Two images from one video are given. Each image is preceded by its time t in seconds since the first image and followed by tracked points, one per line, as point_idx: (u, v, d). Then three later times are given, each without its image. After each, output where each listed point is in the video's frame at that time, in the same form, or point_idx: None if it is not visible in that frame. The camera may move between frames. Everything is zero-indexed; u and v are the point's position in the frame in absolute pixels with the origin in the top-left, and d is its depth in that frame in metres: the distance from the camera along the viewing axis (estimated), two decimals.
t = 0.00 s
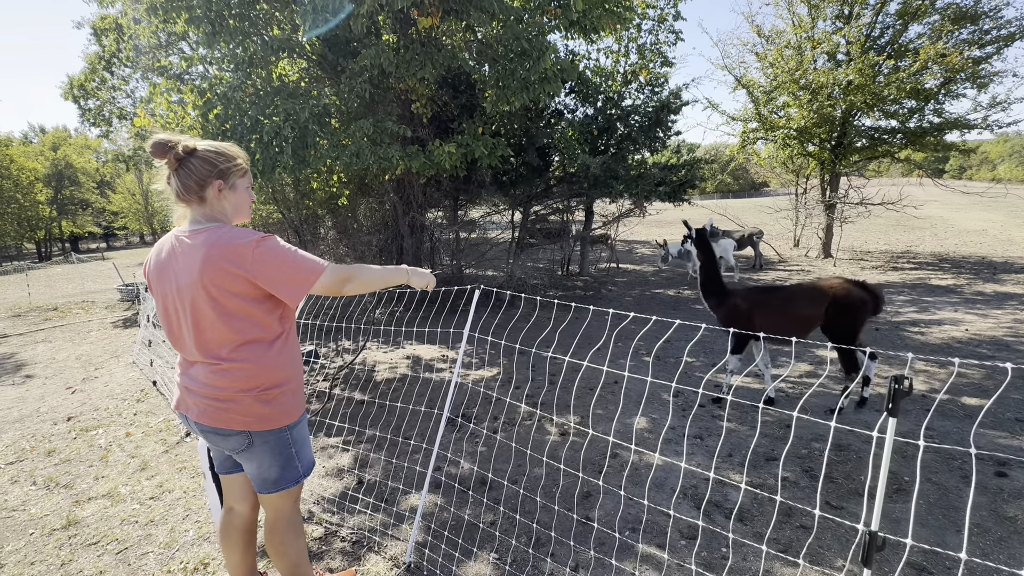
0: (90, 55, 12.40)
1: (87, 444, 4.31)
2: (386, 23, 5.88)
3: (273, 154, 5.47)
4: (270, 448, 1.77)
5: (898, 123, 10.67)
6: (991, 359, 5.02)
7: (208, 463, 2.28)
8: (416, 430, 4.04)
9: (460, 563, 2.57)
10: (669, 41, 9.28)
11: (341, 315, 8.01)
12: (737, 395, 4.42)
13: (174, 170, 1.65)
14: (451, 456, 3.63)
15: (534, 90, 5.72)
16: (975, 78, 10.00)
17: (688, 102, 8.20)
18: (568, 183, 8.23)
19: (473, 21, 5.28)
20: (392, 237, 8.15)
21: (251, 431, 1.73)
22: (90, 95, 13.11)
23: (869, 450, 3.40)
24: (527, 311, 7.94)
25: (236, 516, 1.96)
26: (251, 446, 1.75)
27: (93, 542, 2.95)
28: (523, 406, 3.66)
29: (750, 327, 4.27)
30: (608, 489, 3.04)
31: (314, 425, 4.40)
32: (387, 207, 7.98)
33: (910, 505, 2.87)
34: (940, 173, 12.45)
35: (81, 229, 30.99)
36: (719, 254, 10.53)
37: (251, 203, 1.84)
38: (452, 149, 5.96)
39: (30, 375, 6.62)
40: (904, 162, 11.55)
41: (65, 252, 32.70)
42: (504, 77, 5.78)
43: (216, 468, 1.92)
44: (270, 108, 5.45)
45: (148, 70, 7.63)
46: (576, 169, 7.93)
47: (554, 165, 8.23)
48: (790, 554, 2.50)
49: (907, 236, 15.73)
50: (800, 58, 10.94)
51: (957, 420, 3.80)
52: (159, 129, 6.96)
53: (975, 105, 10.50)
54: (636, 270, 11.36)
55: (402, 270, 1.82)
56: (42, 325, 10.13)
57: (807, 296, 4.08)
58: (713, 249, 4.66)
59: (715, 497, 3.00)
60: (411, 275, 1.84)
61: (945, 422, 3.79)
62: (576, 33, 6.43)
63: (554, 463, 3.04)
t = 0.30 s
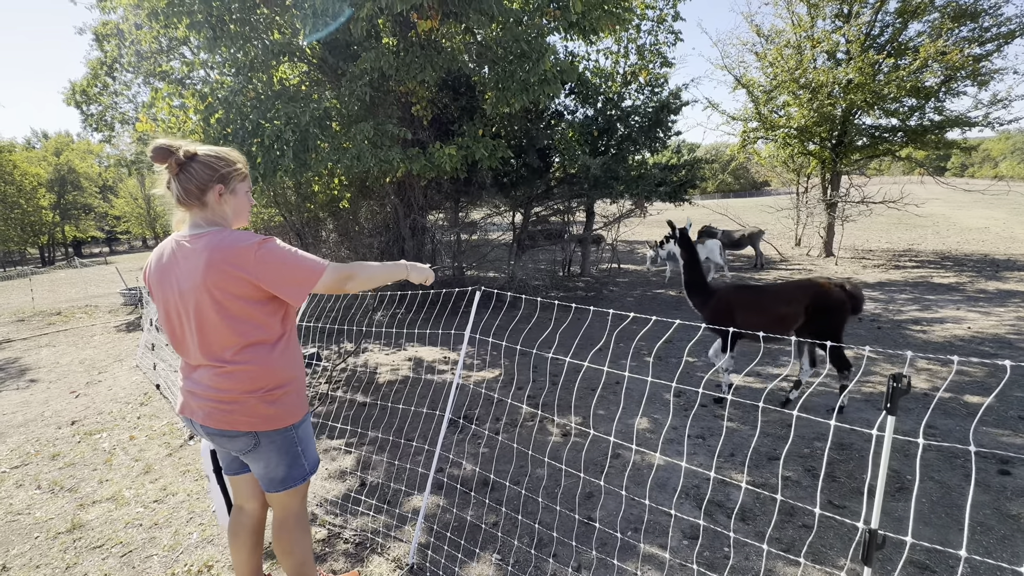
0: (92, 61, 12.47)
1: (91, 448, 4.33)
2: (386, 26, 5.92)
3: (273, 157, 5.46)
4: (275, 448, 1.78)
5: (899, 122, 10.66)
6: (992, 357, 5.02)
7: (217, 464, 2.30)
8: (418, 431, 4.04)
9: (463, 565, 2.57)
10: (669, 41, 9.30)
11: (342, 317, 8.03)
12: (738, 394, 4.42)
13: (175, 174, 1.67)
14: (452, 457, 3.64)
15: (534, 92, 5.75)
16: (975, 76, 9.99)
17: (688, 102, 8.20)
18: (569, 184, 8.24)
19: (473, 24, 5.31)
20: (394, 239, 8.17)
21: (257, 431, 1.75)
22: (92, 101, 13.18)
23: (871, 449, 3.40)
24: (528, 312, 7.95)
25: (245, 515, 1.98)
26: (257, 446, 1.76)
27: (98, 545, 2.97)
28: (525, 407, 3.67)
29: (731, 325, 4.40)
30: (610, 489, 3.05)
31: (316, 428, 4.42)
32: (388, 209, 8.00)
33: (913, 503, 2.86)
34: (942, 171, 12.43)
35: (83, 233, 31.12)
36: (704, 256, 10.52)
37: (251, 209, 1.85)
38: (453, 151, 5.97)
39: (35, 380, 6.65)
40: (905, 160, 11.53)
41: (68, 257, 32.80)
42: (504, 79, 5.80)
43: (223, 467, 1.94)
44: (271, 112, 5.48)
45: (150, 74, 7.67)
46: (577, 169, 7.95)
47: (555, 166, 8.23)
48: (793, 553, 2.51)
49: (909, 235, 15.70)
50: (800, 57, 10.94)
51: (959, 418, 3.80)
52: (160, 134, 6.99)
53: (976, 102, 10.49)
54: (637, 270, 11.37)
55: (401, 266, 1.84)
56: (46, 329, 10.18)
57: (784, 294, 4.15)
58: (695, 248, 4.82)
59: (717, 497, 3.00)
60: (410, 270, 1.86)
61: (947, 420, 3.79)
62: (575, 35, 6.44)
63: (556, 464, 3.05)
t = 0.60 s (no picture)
0: (91, 65, 12.47)
1: (91, 452, 4.31)
2: (384, 28, 5.92)
3: (272, 159, 5.42)
4: (274, 450, 1.76)
5: (900, 119, 10.62)
6: (997, 356, 4.98)
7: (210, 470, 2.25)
8: (419, 434, 4.02)
9: (464, 568, 2.54)
10: (668, 40, 9.28)
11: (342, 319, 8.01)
12: (740, 395, 4.39)
13: (165, 177, 1.64)
14: (453, 460, 3.62)
15: (533, 92, 5.72)
16: (976, 73, 9.96)
17: (688, 101, 8.17)
18: (569, 184, 8.22)
19: (472, 24, 5.27)
20: (394, 241, 8.16)
21: (254, 435, 1.72)
22: (91, 104, 13.19)
23: (875, 448, 3.37)
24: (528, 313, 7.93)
25: (246, 518, 1.95)
26: (254, 450, 1.74)
27: (97, 550, 2.94)
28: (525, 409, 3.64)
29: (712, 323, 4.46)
30: (612, 491, 3.02)
31: (316, 431, 4.39)
32: (388, 211, 7.99)
33: (918, 504, 2.83)
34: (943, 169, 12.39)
35: (84, 237, 31.15)
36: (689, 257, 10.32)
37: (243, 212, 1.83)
38: (452, 152, 5.95)
39: (35, 384, 6.63)
40: (906, 158, 11.49)
41: (68, 260, 32.83)
42: (503, 79, 5.79)
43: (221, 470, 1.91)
44: (269, 114, 5.45)
45: (148, 77, 7.66)
46: (576, 169, 7.93)
47: (555, 166, 8.21)
48: (797, 555, 2.48)
49: (910, 233, 15.65)
50: (800, 55, 10.91)
51: (964, 418, 3.77)
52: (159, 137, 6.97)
53: (977, 99, 10.45)
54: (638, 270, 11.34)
55: (395, 263, 1.83)
56: (46, 333, 10.17)
57: (763, 292, 4.16)
58: (679, 248, 4.89)
59: (720, 498, 2.97)
60: (404, 267, 1.85)
61: (952, 419, 3.76)
62: (575, 34, 6.41)
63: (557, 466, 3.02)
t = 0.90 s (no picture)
0: (88, 67, 12.46)
1: (89, 456, 4.30)
2: (381, 28, 5.91)
3: (269, 161, 5.40)
4: (272, 450, 1.77)
5: (897, 117, 10.62)
6: (996, 353, 4.98)
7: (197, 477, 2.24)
8: (417, 435, 4.01)
9: (463, 570, 2.53)
10: (666, 39, 9.28)
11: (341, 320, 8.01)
12: (740, 394, 4.39)
13: (154, 183, 1.63)
14: (452, 461, 3.61)
15: (531, 92, 5.72)
16: (974, 70, 9.96)
17: (686, 100, 8.17)
18: (567, 184, 8.24)
19: (468, 24, 5.25)
20: (392, 242, 8.15)
21: (250, 438, 1.72)
22: (89, 107, 13.19)
23: (875, 447, 3.37)
24: (527, 313, 7.94)
25: (245, 520, 1.94)
26: (251, 453, 1.74)
27: (96, 554, 2.93)
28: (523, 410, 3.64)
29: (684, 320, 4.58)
30: (611, 492, 3.01)
31: (315, 433, 4.39)
32: (386, 212, 7.99)
33: (918, 502, 2.83)
34: (941, 166, 12.39)
35: (83, 241, 31.12)
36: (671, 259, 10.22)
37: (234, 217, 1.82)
38: (449, 152, 5.95)
39: (34, 388, 6.62)
40: (904, 155, 11.50)
41: (67, 263, 32.78)
42: (501, 79, 5.78)
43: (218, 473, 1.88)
44: (267, 116, 5.40)
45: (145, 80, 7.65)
46: (574, 169, 7.92)
47: (552, 166, 8.25)
48: (796, 555, 2.47)
49: (909, 231, 15.66)
50: (797, 53, 10.91)
51: (963, 415, 3.77)
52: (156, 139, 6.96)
53: (975, 97, 10.47)
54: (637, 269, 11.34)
55: (388, 258, 1.80)
56: (45, 337, 10.16)
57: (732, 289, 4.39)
58: (655, 249, 4.94)
59: (719, 498, 2.97)
60: (397, 262, 1.83)
61: (951, 417, 3.76)
62: (572, 33, 6.39)
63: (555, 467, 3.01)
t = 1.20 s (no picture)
0: (85, 69, 12.44)
1: (89, 458, 4.30)
2: (378, 28, 5.90)
3: (267, 162, 5.39)
4: (281, 446, 1.80)
5: (895, 115, 10.64)
6: (994, 350, 4.99)
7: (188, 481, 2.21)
8: (417, 435, 4.01)
9: (463, 570, 2.53)
10: (664, 38, 9.27)
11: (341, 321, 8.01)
12: (739, 392, 4.40)
13: (161, 184, 1.63)
14: (451, 461, 3.61)
15: (529, 92, 5.72)
16: (971, 67, 9.98)
17: (684, 99, 8.17)
18: (566, 183, 8.27)
19: (466, 24, 5.24)
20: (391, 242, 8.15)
21: (258, 436, 1.74)
22: (87, 109, 13.18)
23: (874, 444, 3.38)
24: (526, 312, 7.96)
25: (249, 517, 1.95)
26: (260, 449, 1.76)
27: (95, 556, 2.93)
28: (523, 409, 3.64)
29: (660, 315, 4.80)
30: (610, 491, 3.01)
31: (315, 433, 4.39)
32: (384, 212, 8.00)
33: (917, 499, 2.83)
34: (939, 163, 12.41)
35: (81, 243, 31.09)
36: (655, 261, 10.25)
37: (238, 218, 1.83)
38: (448, 152, 5.95)
39: (33, 390, 6.62)
40: (902, 153, 11.52)
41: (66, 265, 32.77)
42: (499, 79, 5.78)
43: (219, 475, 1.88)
44: (265, 116, 5.38)
45: (143, 81, 7.64)
46: (573, 169, 7.93)
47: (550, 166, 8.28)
48: (797, 553, 2.47)
49: (907, 228, 15.68)
50: (795, 52, 10.91)
51: (962, 412, 3.78)
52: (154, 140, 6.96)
53: (973, 94, 10.48)
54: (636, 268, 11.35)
55: (388, 252, 1.79)
56: (44, 339, 10.15)
57: (705, 289, 4.53)
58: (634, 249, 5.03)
59: (719, 496, 2.97)
60: (397, 256, 1.82)
61: (950, 414, 3.77)
62: (569, 32, 6.38)
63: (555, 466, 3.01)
